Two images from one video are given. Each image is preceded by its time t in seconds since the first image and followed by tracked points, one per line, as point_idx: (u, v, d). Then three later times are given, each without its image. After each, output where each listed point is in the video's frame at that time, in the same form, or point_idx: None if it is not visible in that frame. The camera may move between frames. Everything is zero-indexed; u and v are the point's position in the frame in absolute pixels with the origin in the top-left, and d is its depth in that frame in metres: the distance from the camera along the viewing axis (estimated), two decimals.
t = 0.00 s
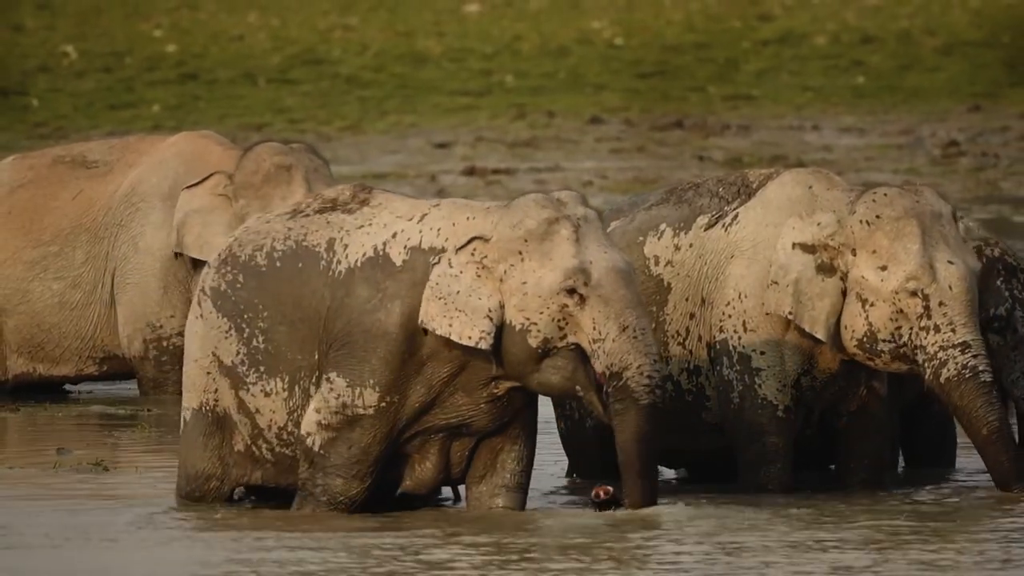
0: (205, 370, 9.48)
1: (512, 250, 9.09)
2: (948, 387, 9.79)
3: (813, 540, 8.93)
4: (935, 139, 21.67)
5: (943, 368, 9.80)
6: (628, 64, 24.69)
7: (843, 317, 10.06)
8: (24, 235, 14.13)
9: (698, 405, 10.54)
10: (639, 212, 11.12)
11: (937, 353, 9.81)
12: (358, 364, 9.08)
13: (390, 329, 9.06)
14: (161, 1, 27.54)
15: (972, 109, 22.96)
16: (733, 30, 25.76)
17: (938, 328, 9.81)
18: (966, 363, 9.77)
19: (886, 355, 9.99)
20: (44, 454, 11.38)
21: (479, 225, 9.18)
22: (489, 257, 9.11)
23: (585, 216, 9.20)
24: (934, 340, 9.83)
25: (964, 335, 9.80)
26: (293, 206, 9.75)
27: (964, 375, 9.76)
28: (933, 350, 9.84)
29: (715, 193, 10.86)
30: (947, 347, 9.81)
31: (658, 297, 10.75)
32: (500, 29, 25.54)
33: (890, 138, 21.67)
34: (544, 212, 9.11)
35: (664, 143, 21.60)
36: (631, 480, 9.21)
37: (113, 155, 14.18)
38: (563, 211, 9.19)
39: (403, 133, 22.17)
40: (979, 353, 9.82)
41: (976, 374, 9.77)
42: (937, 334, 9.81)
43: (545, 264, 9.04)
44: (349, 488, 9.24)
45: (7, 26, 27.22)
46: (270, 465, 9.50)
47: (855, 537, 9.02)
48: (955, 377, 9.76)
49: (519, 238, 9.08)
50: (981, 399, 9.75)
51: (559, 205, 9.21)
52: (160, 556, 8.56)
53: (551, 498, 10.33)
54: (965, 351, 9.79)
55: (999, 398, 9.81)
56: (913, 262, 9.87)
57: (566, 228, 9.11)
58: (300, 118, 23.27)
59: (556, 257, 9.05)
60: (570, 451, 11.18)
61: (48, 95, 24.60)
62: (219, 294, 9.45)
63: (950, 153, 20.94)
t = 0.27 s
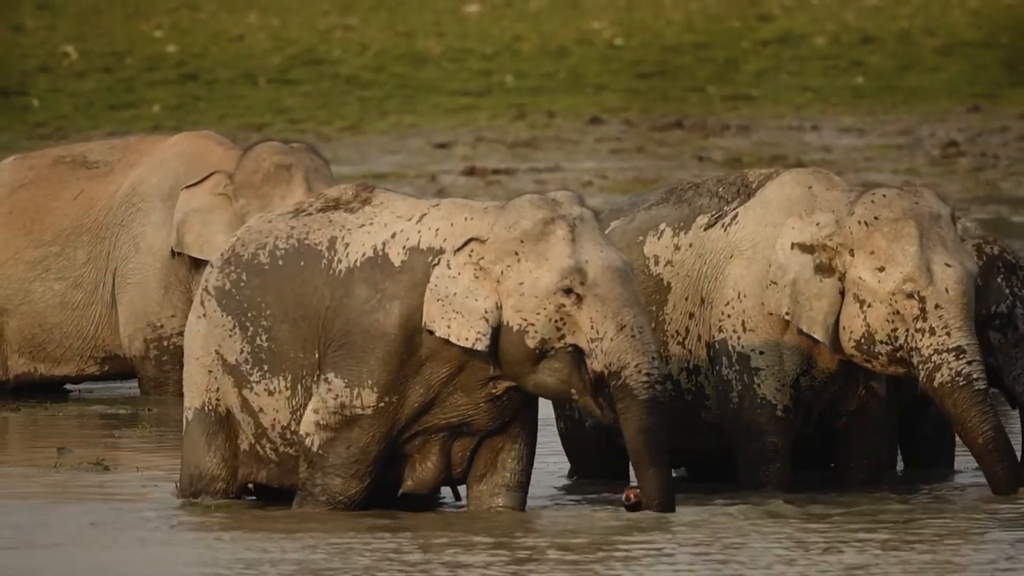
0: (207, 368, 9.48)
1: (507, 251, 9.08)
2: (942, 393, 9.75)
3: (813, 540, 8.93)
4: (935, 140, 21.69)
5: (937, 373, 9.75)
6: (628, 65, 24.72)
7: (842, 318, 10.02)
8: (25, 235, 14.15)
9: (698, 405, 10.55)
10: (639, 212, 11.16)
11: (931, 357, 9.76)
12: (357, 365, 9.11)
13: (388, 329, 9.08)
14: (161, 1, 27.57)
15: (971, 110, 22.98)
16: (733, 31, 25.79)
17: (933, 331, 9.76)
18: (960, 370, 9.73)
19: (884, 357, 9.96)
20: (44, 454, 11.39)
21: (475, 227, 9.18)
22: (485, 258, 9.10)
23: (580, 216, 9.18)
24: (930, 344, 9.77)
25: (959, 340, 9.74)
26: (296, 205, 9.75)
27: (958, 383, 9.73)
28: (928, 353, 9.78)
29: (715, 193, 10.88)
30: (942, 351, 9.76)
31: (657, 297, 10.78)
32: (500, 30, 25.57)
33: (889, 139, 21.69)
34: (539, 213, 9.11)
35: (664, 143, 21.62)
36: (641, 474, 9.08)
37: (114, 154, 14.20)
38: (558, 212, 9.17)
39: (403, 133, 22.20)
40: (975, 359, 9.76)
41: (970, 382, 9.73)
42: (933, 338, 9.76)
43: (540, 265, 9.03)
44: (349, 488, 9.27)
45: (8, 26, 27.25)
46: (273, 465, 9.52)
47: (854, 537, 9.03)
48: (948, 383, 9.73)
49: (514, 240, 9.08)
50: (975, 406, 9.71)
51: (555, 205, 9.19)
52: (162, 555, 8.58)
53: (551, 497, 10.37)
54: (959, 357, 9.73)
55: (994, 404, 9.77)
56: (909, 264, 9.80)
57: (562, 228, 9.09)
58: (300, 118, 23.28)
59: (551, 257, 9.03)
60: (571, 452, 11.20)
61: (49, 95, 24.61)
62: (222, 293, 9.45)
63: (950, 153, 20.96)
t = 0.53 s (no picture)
0: (210, 364, 9.50)
1: (508, 253, 9.06)
2: (941, 387, 9.73)
3: (812, 540, 8.96)
4: (933, 140, 21.74)
5: (936, 369, 9.74)
6: (628, 66, 24.78)
7: (841, 319, 10.06)
8: (27, 235, 14.21)
9: (698, 405, 10.60)
10: (639, 212, 11.23)
11: (930, 354, 9.76)
12: (358, 361, 9.12)
13: (389, 327, 9.09)
14: (162, 2, 27.63)
15: (970, 110, 23.03)
16: (732, 31, 25.84)
17: (931, 328, 9.76)
18: (959, 364, 9.70)
19: (882, 358, 9.99)
20: (44, 454, 11.42)
21: (475, 227, 9.17)
22: (486, 258, 9.10)
23: (580, 218, 9.15)
24: (927, 341, 9.79)
25: (957, 335, 9.74)
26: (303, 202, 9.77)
27: (957, 376, 9.70)
28: (926, 350, 9.79)
29: (715, 193, 10.93)
30: (941, 347, 9.76)
31: (658, 297, 10.84)
32: (500, 31, 25.63)
33: (888, 139, 21.75)
34: (539, 214, 9.08)
35: (663, 144, 21.67)
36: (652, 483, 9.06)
37: (115, 155, 14.26)
38: (559, 213, 9.15)
39: (404, 134, 22.25)
40: (972, 354, 9.75)
41: (969, 375, 9.71)
42: (930, 335, 9.76)
43: (540, 267, 9.01)
44: (350, 485, 9.30)
45: (9, 28, 27.31)
46: (278, 462, 9.55)
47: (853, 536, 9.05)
48: (948, 377, 9.70)
49: (514, 241, 9.05)
50: (974, 399, 9.69)
51: (556, 207, 9.17)
52: (164, 555, 8.61)
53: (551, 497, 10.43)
54: (958, 352, 9.72)
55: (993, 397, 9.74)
56: (906, 263, 9.82)
57: (561, 230, 9.07)
58: (300, 118, 23.33)
59: (551, 260, 9.01)
60: (571, 451, 11.27)
61: (50, 96, 24.67)
62: (228, 289, 9.47)
63: (948, 153, 21.01)
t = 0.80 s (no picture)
0: (214, 360, 9.53)
1: (507, 252, 9.08)
2: (940, 388, 9.78)
3: (813, 540, 8.99)
4: (932, 140, 21.77)
5: (934, 370, 9.80)
6: (627, 66, 24.82)
7: (839, 319, 10.10)
8: (28, 235, 14.24)
9: (697, 405, 10.64)
10: (638, 212, 11.19)
11: (928, 354, 9.81)
12: (364, 352, 9.17)
13: (398, 318, 9.14)
14: (163, 3, 27.66)
15: (969, 111, 23.06)
16: (732, 32, 25.87)
17: (930, 330, 9.82)
18: (957, 364, 9.75)
19: (879, 358, 10.02)
20: (45, 454, 11.45)
21: (480, 224, 9.20)
22: (486, 256, 9.11)
23: (582, 219, 9.16)
24: (926, 342, 9.84)
25: (956, 337, 9.79)
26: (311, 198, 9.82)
27: (955, 377, 9.74)
28: (925, 351, 9.84)
29: (715, 193, 10.94)
30: (939, 348, 9.81)
31: (657, 297, 10.83)
32: (500, 32, 25.67)
33: (887, 140, 21.78)
34: (540, 214, 9.11)
35: (663, 145, 21.70)
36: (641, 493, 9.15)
37: (116, 155, 14.28)
38: (560, 215, 9.16)
39: (404, 134, 22.28)
40: (971, 355, 9.80)
41: (968, 376, 9.75)
42: (929, 336, 9.82)
43: (536, 267, 9.02)
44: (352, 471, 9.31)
45: (9, 29, 27.34)
46: (282, 456, 9.57)
47: (853, 536, 9.09)
48: (946, 377, 9.76)
49: (513, 240, 9.08)
50: (971, 400, 9.72)
51: (558, 207, 9.20)
52: (164, 556, 8.64)
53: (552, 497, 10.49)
54: (957, 353, 9.77)
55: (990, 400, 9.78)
56: (905, 264, 9.87)
57: (561, 231, 9.08)
58: (301, 119, 23.36)
59: (548, 260, 9.02)
60: (570, 451, 11.29)
61: (51, 97, 24.70)
62: (234, 285, 9.51)
63: (947, 154, 21.05)
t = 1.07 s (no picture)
0: (222, 361, 9.57)
1: (504, 252, 8.98)
2: (936, 389, 9.84)
3: (816, 540, 9.01)
4: (931, 141, 21.80)
5: (931, 370, 9.84)
6: (627, 67, 24.85)
7: (836, 317, 10.14)
8: (30, 235, 14.28)
9: (698, 404, 10.69)
10: (639, 212, 11.25)
11: (926, 354, 9.86)
12: (377, 342, 9.11)
13: (411, 310, 9.08)
14: (163, 4, 27.70)
15: (968, 111, 23.10)
16: (731, 32, 25.90)
17: (927, 330, 9.85)
18: (954, 365, 9.80)
19: (877, 356, 10.06)
20: (46, 455, 11.48)
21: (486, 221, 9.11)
22: (486, 255, 9.00)
23: (582, 224, 9.02)
24: (924, 342, 9.88)
25: (953, 337, 9.82)
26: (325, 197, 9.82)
27: (951, 378, 9.80)
28: (922, 351, 9.88)
29: (715, 194, 10.98)
30: (937, 348, 9.85)
31: (658, 297, 10.90)
32: (500, 32, 25.71)
33: (886, 140, 21.82)
34: (538, 218, 9.01)
35: (663, 145, 21.73)
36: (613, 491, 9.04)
37: (117, 155, 14.32)
38: (559, 220, 9.03)
39: (404, 135, 22.32)
40: (968, 355, 9.84)
41: (964, 377, 9.80)
42: (927, 336, 9.85)
43: (530, 269, 8.92)
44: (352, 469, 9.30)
45: (10, 30, 27.39)
46: (289, 453, 9.57)
47: (857, 536, 9.11)
48: (942, 379, 9.81)
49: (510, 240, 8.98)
50: (968, 402, 9.78)
51: (558, 212, 9.08)
52: (157, 556, 8.64)
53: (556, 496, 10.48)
54: (954, 353, 9.81)
55: (987, 402, 9.84)
56: (903, 264, 9.90)
57: (557, 236, 8.96)
58: (301, 119, 23.39)
59: (541, 263, 8.92)
60: (570, 451, 11.35)
61: (52, 97, 24.73)
62: (240, 284, 9.55)
63: (946, 154, 21.09)
